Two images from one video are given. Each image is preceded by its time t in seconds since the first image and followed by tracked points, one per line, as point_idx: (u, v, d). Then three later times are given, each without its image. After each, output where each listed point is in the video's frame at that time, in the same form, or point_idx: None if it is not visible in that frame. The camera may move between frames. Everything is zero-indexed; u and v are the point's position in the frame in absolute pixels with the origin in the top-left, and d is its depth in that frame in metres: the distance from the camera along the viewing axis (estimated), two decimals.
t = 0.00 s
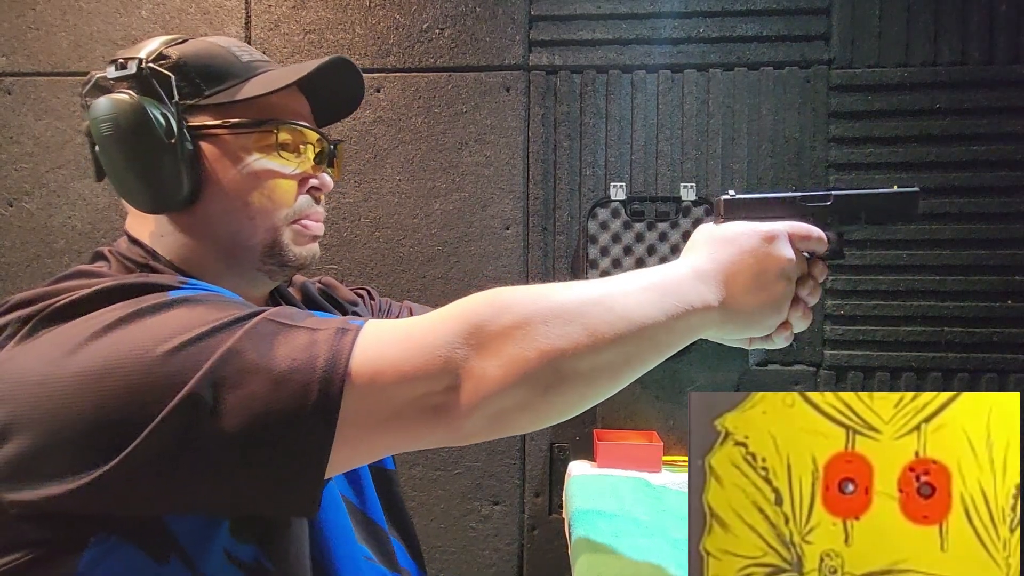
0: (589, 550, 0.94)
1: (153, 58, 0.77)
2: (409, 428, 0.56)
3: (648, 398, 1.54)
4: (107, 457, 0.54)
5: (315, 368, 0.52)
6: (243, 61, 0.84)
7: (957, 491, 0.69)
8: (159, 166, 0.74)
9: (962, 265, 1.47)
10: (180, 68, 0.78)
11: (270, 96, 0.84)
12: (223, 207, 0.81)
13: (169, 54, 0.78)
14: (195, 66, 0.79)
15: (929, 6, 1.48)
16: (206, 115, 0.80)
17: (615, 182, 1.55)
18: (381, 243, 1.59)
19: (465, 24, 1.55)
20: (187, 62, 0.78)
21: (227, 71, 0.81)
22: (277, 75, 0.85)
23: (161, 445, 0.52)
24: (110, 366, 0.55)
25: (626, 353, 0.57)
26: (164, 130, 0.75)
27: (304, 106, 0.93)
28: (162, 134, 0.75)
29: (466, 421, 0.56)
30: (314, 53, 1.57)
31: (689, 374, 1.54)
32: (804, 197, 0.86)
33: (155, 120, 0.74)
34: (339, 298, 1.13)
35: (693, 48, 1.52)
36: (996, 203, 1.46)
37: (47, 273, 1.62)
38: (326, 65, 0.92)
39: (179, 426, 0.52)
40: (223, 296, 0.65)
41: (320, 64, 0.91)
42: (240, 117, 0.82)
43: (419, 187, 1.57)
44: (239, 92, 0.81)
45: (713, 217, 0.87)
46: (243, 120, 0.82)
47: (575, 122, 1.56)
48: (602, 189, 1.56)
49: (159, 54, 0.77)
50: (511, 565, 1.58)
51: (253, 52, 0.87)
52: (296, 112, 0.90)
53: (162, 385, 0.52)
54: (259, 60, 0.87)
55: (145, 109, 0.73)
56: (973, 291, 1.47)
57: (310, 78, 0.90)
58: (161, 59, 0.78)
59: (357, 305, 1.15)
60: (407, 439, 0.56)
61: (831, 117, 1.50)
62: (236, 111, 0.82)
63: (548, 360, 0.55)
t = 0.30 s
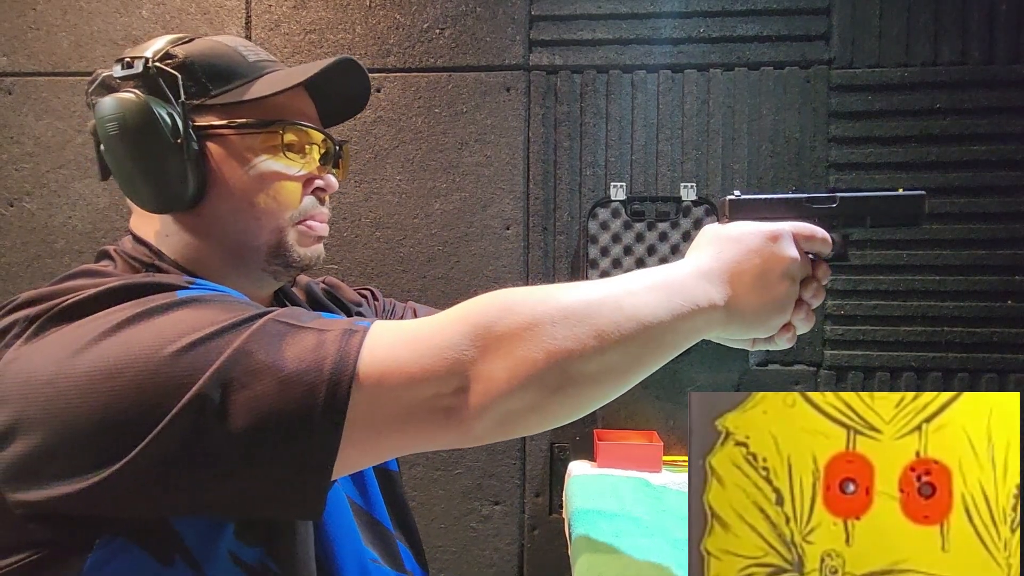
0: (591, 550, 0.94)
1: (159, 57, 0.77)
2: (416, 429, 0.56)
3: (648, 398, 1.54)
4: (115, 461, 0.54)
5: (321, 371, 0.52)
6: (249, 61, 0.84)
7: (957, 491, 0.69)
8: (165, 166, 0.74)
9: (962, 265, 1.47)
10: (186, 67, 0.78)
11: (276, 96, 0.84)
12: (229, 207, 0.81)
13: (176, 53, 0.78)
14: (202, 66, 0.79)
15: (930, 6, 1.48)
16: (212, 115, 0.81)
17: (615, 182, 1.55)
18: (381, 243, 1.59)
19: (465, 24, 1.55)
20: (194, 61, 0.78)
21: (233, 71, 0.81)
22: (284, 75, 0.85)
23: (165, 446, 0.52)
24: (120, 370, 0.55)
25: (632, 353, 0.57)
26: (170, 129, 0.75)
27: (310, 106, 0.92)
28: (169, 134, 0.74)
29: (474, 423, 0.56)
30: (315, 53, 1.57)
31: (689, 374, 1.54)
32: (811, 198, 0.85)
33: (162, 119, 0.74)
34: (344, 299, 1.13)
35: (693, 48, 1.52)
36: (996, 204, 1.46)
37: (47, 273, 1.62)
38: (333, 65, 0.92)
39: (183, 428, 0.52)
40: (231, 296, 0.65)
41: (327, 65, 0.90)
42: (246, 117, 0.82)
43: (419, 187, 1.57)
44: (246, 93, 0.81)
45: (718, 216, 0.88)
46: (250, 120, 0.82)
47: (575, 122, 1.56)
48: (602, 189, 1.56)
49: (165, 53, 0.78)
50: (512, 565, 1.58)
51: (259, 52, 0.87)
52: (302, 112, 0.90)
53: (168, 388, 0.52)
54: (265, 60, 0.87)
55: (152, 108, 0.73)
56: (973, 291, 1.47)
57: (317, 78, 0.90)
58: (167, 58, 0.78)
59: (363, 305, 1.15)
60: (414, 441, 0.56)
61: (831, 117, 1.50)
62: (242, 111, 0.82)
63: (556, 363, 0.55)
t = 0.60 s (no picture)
0: (591, 550, 0.94)
1: (174, 51, 0.78)
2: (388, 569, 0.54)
3: (648, 398, 1.54)
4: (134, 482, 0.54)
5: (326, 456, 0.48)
6: (262, 54, 0.84)
7: (957, 492, 0.69)
8: (183, 159, 0.75)
9: (962, 265, 1.47)
10: (201, 61, 0.79)
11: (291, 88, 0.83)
12: (247, 200, 0.81)
13: (190, 47, 0.78)
14: (216, 60, 0.79)
15: (929, 6, 1.47)
16: (228, 109, 0.81)
17: (615, 182, 1.55)
18: (381, 243, 1.59)
19: (465, 24, 1.55)
20: (208, 55, 0.79)
21: (248, 64, 0.82)
22: (297, 68, 0.85)
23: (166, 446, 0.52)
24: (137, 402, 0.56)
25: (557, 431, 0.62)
26: (187, 123, 0.75)
27: (322, 99, 0.92)
28: (186, 127, 0.75)
29: (435, 560, 0.54)
30: (315, 53, 1.57)
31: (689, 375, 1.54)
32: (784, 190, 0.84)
33: (179, 114, 0.74)
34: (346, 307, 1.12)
35: (693, 48, 1.52)
36: (996, 204, 1.46)
37: (47, 273, 1.62)
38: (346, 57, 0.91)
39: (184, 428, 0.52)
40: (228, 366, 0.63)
41: (340, 56, 0.89)
42: (262, 110, 0.82)
43: (419, 187, 1.57)
44: (261, 87, 0.81)
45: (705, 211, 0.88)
46: (265, 113, 0.82)
47: (575, 122, 1.56)
48: (602, 189, 1.56)
49: (179, 47, 0.78)
50: (512, 565, 1.58)
51: (271, 45, 0.87)
52: (315, 105, 0.89)
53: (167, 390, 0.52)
54: (278, 53, 0.87)
55: (169, 102, 0.73)
56: (973, 291, 1.47)
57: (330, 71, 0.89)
58: (182, 51, 0.78)
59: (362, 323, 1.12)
60: None
61: (831, 117, 1.50)
62: (257, 104, 0.82)
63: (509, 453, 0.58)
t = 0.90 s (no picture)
0: (591, 549, 0.95)
1: (199, 50, 0.77)
2: None
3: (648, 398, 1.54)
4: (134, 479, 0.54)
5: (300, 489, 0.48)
6: (287, 57, 0.84)
7: (957, 492, 0.69)
8: (205, 159, 0.75)
9: (962, 265, 1.47)
10: (226, 61, 0.79)
11: (314, 92, 0.83)
12: (265, 202, 0.81)
13: (214, 47, 0.78)
14: (242, 60, 0.79)
15: (930, 6, 1.47)
16: (251, 109, 0.80)
17: (615, 182, 1.55)
18: (381, 243, 1.58)
19: (465, 24, 1.55)
20: (234, 55, 0.79)
21: (272, 67, 0.82)
22: (321, 73, 0.85)
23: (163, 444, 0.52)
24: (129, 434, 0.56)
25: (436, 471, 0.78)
26: (210, 122, 0.75)
27: (343, 106, 0.91)
28: (209, 127, 0.74)
29: None
30: (315, 53, 1.57)
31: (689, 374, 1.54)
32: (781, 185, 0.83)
33: (203, 113, 0.73)
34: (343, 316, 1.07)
35: (693, 48, 1.52)
36: (996, 204, 1.46)
37: (47, 274, 1.62)
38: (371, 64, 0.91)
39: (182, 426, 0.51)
40: (203, 415, 0.61)
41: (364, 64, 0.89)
42: (284, 112, 0.82)
43: (419, 187, 1.57)
44: (283, 90, 0.81)
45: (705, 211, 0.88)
46: (287, 116, 0.81)
47: (575, 122, 1.56)
48: (602, 189, 1.56)
49: (204, 46, 0.78)
50: (512, 565, 1.58)
51: (296, 49, 0.87)
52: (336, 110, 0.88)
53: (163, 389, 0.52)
54: (302, 57, 0.87)
55: (193, 101, 0.73)
56: (974, 291, 1.47)
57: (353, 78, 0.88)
58: (207, 51, 0.78)
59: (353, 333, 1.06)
60: None
61: (831, 117, 1.50)
62: (280, 106, 0.81)
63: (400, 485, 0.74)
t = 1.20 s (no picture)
0: (590, 549, 0.95)
1: (192, 48, 0.77)
2: None
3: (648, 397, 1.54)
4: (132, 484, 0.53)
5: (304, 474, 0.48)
6: (280, 54, 0.84)
7: (957, 491, 0.69)
8: (199, 156, 0.75)
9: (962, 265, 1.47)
10: (219, 58, 0.78)
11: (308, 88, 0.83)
12: (261, 199, 0.81)
13: (207, 44, 0.78)
14: (234, 57, 0.79)
15: (930, 5, 1.47)
16: (245, 106, 0.80)
17: (615, 181, 1.55)
18: (381, 244, 1.58)
19: (465, 24, 1.55)
20: (226, 52, 0.79)
21: (265, 63, 0.81)
22: (314, 69, 0.85)
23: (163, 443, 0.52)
24: (129, 435, 0.57)
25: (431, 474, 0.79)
26: (204, 120, 0.75)
27: (337, 100, 0.91)
28: (203, 125, 0.75)
29: None
30: (315, 53, 1.57)
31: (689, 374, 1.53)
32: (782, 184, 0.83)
33: (196, 111, 0.74)
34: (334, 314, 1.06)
35: (693, 48, 1.52)
36: (996, 203, 1.46)
37: (47, 274, 1.62)
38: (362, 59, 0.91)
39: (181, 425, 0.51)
40: (194, 420, 0.60)
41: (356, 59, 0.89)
42: (278, 109, 0.82)
43: (419, 187, 1.57)
44: (277, 86, 0.81)
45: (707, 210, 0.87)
46: (281, 112, 0.81)
47: (575, 122, 1.56)
48: (602, 189, 1.56)
49: (197, 43, 0.78)
50: (512, 565, 1.58)
51: (289, 45, 0.87)
52: (330, 105, 0.88)
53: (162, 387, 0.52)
54: (295, 53, 0.87)
55: (186, 98, 0.73)
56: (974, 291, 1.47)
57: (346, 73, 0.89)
58: (200, 48, 0.78)
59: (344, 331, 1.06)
60: None
61: (831, 117, 1.50)
62: (274, 103, 0.81)
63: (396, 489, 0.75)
